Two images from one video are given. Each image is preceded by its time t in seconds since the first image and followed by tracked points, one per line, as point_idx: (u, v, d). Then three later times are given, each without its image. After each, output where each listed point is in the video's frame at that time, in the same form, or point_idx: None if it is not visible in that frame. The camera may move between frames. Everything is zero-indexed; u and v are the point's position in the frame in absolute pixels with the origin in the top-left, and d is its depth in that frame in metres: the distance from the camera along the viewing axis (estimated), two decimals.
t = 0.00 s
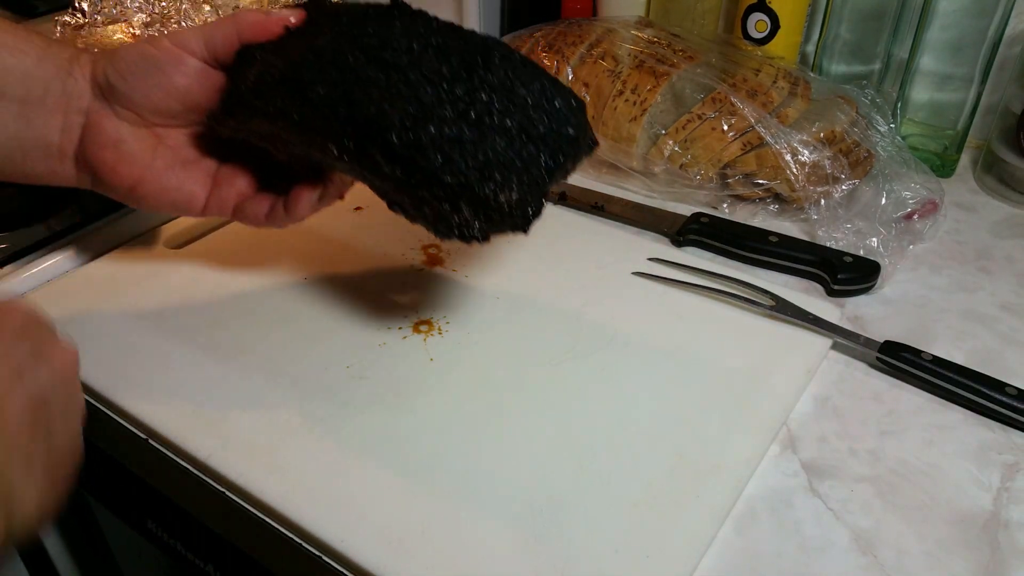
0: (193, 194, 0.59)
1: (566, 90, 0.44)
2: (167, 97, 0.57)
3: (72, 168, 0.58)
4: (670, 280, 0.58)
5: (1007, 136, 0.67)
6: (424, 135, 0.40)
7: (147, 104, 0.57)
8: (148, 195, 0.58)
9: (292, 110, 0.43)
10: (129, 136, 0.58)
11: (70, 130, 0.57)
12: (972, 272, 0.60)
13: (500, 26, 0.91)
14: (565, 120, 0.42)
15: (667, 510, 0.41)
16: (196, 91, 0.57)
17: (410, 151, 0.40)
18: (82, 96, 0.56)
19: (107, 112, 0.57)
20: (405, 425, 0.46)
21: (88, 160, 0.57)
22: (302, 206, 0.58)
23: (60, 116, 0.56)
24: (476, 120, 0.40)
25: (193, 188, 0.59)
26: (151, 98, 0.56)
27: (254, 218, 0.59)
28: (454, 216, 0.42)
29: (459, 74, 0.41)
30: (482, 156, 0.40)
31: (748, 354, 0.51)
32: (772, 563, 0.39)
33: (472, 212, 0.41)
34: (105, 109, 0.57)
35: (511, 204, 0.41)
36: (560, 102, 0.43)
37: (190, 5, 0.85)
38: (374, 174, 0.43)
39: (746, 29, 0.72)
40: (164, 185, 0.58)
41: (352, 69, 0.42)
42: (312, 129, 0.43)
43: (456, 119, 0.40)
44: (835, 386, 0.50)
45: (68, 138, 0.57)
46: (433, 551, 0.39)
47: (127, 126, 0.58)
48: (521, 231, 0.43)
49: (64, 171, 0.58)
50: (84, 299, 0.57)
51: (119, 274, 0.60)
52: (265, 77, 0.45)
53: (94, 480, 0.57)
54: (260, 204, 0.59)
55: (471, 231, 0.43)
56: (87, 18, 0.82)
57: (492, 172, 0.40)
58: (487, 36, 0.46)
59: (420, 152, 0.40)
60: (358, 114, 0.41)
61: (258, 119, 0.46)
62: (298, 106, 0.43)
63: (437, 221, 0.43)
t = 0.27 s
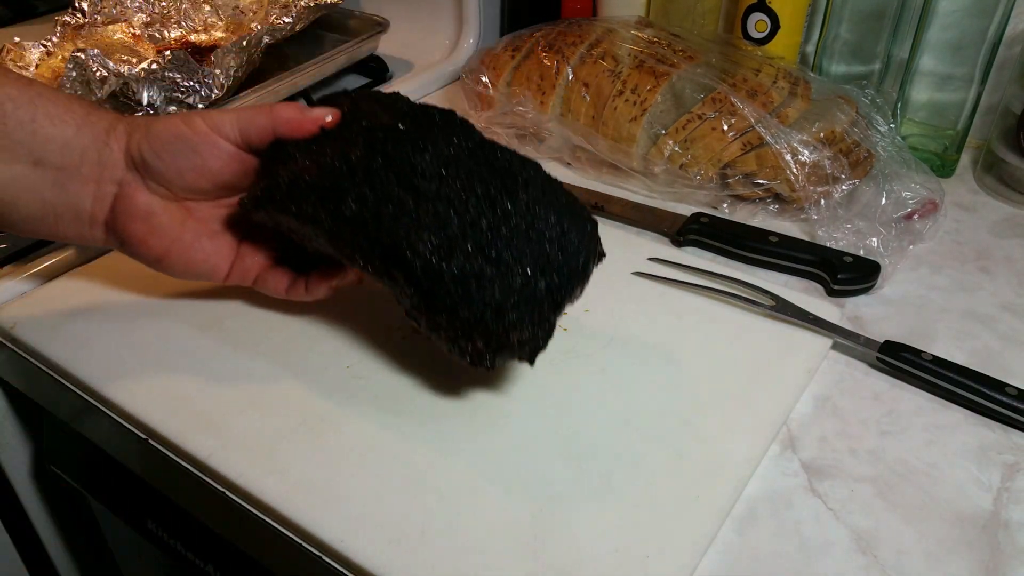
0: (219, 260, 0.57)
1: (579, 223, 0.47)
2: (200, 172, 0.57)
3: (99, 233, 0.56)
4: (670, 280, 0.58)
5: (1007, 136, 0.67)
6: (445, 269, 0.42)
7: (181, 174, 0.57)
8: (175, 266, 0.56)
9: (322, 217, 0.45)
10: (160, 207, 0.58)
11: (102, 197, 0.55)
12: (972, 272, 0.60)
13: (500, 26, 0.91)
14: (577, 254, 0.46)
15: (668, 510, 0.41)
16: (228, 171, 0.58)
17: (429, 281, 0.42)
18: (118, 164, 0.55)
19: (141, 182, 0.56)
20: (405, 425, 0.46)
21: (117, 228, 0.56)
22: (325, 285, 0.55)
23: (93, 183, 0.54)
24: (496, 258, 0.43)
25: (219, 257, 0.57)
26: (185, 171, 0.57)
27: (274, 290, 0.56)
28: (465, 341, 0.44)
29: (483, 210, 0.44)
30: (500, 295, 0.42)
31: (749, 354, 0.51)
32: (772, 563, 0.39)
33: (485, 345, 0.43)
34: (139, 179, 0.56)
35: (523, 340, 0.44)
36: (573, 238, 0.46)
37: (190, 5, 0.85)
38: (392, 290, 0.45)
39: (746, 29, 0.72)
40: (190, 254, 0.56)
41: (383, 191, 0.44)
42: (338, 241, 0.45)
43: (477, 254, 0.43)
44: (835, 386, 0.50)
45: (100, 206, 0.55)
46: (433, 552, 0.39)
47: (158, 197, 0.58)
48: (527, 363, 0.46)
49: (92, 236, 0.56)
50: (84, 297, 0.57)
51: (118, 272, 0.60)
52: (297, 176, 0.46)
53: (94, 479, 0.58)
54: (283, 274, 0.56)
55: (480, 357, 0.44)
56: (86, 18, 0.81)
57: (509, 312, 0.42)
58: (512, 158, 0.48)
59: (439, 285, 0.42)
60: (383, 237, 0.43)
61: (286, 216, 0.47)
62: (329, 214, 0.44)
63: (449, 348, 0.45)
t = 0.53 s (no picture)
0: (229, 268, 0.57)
1: (588, 274, 0.50)
2: (221, 183, 0.58)
3: (118, 234, 0.58)
4: (669, 281, 0.58)
5: (1007, 136, 0.67)
6: (468, 316, 0.45)
7: (201, 183, 0.57)
8: (187, 270, 0.57)
9: (349, 254, 0.46)
10: (177, 213, 0.59)
11: (120, 199, 0.56)
12: (972, 272, 0.60)
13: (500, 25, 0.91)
14: (586, 305, 0.49)
15: (667, 509, 0.41)
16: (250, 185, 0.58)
17: (453, 325, 0.44)
18: (137, 167, 0.56)
19: (160, 186, 0.58)
20: (406, 425, 0.46)
21: (134, 229, 0.57)
22: (333, 301, 0.55)
23: (112, 184, 0.56)
24: (518, 308, 0.46)
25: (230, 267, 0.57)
26: (206, 181, 0.57)
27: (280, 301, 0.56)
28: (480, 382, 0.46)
29: (505, 262, 0.46)
30: (515, 342, 0.45)
31: (749, 355, 0.51)
32: (772, 563, 0.39)
33: (497, 387, 0.45)
34: (158, 182, 0.57)
35: (534, 383, 0.46)
36: (582, 291, 0.49)
37: (189, 5, 0.85)
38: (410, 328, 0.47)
39: (746, 29, 0.72)
40: (202, 262, 0.57)
41: (412, 236, 0.45)
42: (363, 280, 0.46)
43: (498, 302, 0.45)
44: (835, 386, 0.50)
45: (118, 207, 0.57)
46: (433, 552, 0.39)
47: (176, 202, 0.59)
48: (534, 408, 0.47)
49: (110, 234, 0.57)
50: (84, 297, 0.57)
51: (119, 272, 0.60)
52: (327, 209, 0.46)
53: (94, 478, 0.58)
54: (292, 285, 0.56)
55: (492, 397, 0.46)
56: (86, 18, 0.81)
57: (523, 358, 0.45)
58: (529, 207, 0.51)
59: (462, 330, 0.44)
60: (412, 282, 0.45)
61: (310, 244, 0.47)
62: (357, 252, 0.45)
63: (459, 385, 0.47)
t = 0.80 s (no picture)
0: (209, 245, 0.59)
1: (581, 271, 0.49)
2: (205, 162, 0.58)
3: (97, 199, 0.59)
4: (669, 281, 0.58)
5: (1007, 136, 0.67)
6: (457, 322, 0.45)
7: (184, 159, 0.58)
8: (164, 240, 0.59)
9: (340, 270, 0.48)
10: (158, 185, 0.60)
11: (101, 167, 0.58)
12: (972, 272, 0.60)
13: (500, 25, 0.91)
14: (581, 298, 0.48)
15: (667, 509, 0.41)
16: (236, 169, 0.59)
17: (444, 333, 0.45)
18: (119, 135, 0.57)
19: (142, 156, 0.58)
20: (406, 426, 0.46)
21: (113, 198, 0.59)
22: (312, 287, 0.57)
23: (93, 152, 0.57)
24: (508, 311, 0.46)
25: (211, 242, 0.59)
26: (189, 159, 0.58)
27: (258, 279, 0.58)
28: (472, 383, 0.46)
29: (494, 265, 0.46)
30: (507, 344, 0.45)
31: (750, 355, 0.51)
32: (772, 563, 0.39)
33: (491, 389, 0.46)
34: (140, 152, 0.58)
35: (527, 382, 0.46)
36: (577, 288, 0.48)
37: (190, 5, 0.85)
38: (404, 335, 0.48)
39: (746, 29, 0.72)
40: (181, 233, 0.59)
41: (399, 247, 0.46)
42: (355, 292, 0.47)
43: (487, 306, 0.46)
44: (835, 386, 0.50)
45: (97, 174, 0.58)
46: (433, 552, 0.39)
47: (157, 173, 0.59)
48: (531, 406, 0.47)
49: (90, 200, 0.59)
50: (84, 297, 0.57)
51: (119, 272, 0.60)
52: (317, 225, 0.48)
53: (95, 478, 0.58)
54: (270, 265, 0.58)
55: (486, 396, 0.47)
56: (86, 17, 0.81)
57: (516, 360, 0.45)
58: (521, 205, 0.50)
59: (452, 337, 0.45)
60: (400, 294, 0.46)
61: (304, 258, 0.49)
62: (347, 267, 0.47)
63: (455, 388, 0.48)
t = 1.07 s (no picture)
0: (193, 218, 0.61)
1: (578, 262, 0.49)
2: (202, 131, 0.58)
3: (95, 161, 0.60)
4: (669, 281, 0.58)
5: (1007, 137, 0.67)
6: (446, 320, 0.46)
7: (180, 130, 0.58)
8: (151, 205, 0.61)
9: (334, 279, 0.50)
10: (153, 151, 0.60)
11: (100, 131, 0.58)
12: (972, 273, 0.60)
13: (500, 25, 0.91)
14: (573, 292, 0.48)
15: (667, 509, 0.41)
16: (229, 145, 0.60)
17: (433, 331, 0.47)
18: (119, 100, 0.57)
19: (140, 119, 0.59)
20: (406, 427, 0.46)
21: (111, 160, 0.60)
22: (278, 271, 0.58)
23: (93, 116, 0.57)
24: (495, 304, 0.47)
25: (196, 215, 0.61)
26: (186, 130, 0.58)
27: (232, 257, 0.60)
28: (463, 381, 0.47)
29: (481, 263, 0.48)
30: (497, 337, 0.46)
31: (750, 355, 0.51)
32: (772, 564, 0.39)
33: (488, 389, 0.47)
34: (139, 117, 0.58)
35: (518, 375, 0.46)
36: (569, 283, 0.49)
37: (189, 5, 0.85)
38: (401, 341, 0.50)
39: (746, 29, 0.72)
40: (169, 202, 0.61)
41: (387, 253, 0.48)
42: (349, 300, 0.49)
43: (475, 303, 0.47)
44: (836, 387, 0.50)
45: (97, 139, 0.59)
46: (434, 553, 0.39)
47: (154, 137, 0.60)
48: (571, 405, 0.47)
49: (89, 164, 0.60)
50: (84, 297, 0.57)
51: (120, 271, 0.59)
52: (310, 237, 0.50)
53: (95, 478, 0.58)
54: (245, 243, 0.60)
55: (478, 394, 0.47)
56: (86, 17, 0.81)
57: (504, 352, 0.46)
58: (510, 207, 0.51)
59: (442, 335, 0.46)
60: (389, 296, 0.48)
61: (302, 271, 0.52)
62: (340, 277, 0.49)
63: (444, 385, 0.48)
